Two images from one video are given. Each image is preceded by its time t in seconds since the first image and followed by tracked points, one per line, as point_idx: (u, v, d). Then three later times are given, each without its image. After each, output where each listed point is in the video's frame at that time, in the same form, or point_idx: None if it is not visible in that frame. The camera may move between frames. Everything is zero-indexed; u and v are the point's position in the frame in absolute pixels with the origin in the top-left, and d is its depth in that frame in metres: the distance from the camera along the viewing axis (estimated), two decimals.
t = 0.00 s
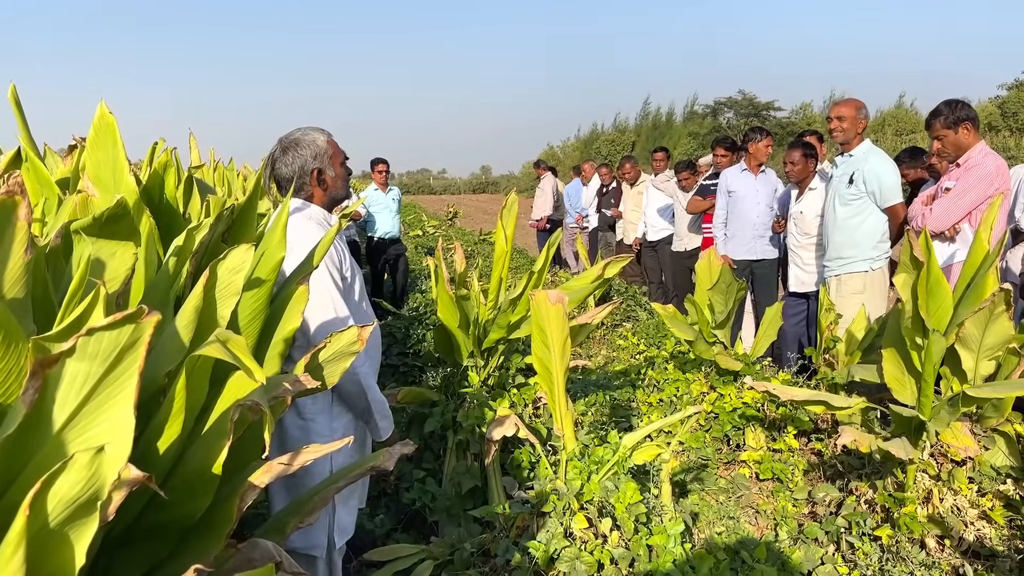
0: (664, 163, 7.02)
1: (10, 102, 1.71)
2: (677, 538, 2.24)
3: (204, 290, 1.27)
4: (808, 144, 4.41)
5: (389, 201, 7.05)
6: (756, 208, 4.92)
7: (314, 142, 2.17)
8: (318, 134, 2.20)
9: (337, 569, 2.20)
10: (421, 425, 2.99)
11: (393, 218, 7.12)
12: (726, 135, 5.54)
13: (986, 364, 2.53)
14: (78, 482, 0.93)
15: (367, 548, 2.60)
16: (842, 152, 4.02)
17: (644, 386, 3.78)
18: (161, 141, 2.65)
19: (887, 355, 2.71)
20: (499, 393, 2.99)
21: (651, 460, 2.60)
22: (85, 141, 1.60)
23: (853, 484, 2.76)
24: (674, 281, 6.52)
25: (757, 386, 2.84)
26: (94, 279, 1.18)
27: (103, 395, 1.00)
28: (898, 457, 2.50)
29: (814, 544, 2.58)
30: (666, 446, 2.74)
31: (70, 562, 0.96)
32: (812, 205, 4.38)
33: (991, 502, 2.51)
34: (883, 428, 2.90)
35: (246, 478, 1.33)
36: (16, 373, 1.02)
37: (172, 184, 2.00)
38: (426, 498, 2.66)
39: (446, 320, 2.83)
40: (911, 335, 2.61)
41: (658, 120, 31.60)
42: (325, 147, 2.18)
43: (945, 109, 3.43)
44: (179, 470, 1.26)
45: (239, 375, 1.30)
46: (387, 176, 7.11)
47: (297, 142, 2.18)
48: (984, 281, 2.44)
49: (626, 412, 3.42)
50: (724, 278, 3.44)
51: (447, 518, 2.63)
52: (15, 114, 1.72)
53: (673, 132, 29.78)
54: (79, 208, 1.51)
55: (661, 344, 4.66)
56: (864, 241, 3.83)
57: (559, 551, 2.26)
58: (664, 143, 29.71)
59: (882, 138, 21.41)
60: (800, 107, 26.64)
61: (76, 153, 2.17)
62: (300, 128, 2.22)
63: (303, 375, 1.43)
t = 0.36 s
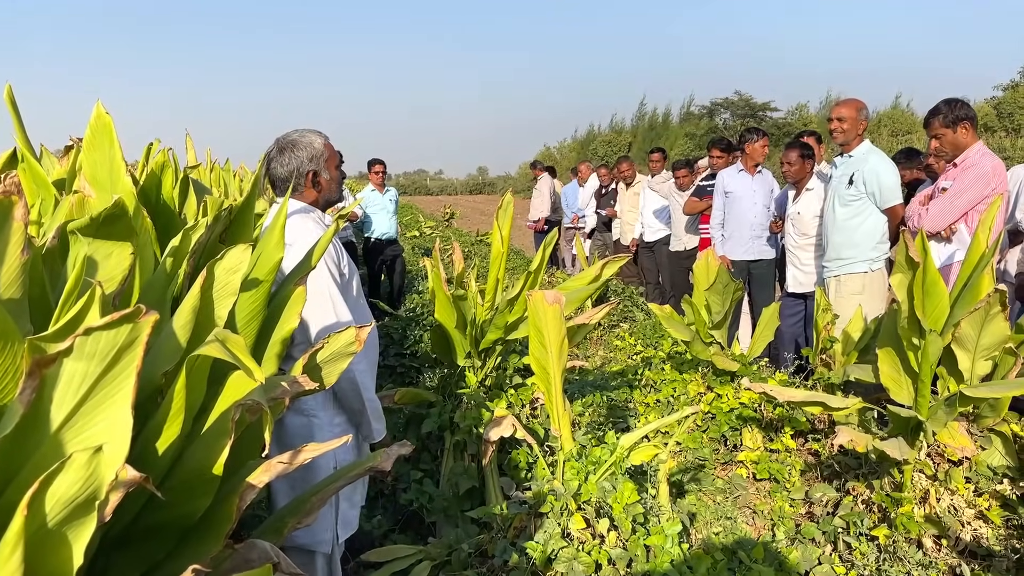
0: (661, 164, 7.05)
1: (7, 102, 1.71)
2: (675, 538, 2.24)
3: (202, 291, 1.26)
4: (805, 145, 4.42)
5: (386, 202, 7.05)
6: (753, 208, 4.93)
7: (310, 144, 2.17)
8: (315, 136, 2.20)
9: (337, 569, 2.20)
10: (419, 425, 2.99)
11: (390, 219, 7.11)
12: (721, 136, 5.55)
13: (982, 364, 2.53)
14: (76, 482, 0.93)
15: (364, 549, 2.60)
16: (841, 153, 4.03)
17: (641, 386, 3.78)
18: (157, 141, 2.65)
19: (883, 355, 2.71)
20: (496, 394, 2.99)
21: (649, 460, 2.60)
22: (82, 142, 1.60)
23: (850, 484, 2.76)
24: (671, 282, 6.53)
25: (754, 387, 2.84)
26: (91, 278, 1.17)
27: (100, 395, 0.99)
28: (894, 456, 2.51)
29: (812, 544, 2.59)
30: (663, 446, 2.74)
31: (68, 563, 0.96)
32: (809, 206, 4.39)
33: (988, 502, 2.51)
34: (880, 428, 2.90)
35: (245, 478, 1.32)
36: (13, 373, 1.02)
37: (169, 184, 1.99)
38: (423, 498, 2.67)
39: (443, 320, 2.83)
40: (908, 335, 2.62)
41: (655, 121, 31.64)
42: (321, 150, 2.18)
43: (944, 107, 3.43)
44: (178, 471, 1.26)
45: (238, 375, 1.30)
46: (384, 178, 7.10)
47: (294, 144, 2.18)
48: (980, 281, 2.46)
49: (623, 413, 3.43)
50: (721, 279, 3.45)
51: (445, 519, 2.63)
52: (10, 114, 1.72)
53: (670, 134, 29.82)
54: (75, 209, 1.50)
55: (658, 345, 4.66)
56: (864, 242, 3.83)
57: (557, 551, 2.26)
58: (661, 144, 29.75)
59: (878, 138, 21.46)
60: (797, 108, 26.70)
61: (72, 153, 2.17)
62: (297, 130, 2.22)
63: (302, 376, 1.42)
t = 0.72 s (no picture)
0: (657, 164, 7.08)
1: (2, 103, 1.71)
2: (671, 539, 2.24)
3: (196, 292, 1.27)
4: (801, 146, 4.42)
5: (382, 203, 7.04)
6: (750, 209, 4.94)
7: (304, 150, 2.17)
8: (310, 141, 2.19)
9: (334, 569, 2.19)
10: (415, 427, 2.98)
11: (386, 219, 7.10)
12: (717, 138, 5.56)
13: (978, 364, 2.53)
14: (68, 483, 0.93)
15: (360, 550, 2.60)
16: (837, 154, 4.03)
17: (638, 387, 3.78)
18: (153, 142, 2.65)
19: (879, 356, 2.68)
20: (492, 395, 2.99)
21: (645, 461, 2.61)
22: (77, 143, 1.60)
23: (845, 484, 2.76)
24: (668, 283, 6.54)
25: (749, 387, 2.84)
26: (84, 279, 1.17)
27: (93, 396, 0.99)
28: (889, 456, 2.52)
29: (807, 544, 2.59)
30: (659, 447, 2.74)
31: (61, 563, 0.96)
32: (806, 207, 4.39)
33: (983, 502, 2.52)
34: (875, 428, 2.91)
35: (239, 479, 1.32)
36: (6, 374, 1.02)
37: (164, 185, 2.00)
38: (420, 499, 2.68)
39: (438, 322, 2.83)
40: (903, 335, 2.63)
41: (652, 122, 31.66)
42: (315, 156, 2.17)
43: (939, 108, 3.44)
44: (172, 471, 1.26)
45: (231, 376, 1.30)
46: (381, 179, 7.10)
47: (288, 149, 2.17)
48: (975, 282, 2.47)
49: (620, 414, 3.43)
50: (717, 280, 3.45)
51: (441, 520, 2.63)
52: (5, 114, 1.72)
53: (667, 135, 29.86)
54: (70, 210, 1.50)
55: (655, 345, 4.67)
56: (863, 243, 3.84)
57: (553, 552, 2.27)
58: (658, 145, 29.79)
59: (874, 139, 21.51)
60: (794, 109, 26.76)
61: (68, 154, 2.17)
62: (293, 133, 2.21)
63: (297, 376, 1.42)
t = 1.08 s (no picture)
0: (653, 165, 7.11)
1: None
2: (667, 539, 2.24)
3: (191, 293, 1.27)
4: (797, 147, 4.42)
5: (379, 204, 7.03)
6: (748, 210, 4.93)
7: (283, 150, 2.18)
8: (290, 140, 2.19)
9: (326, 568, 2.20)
10: (411, 427, 2.98)
11: (383, 220, 7.09)
12: (713, 139, 5.58)
13: (973, 364, 2.54)
14: (63, 484, 0.93)
15: (356, 551, 2.60)
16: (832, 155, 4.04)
17: (634, 387, 3.78)
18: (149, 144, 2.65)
19: (873, 356, 2.71)
20: (489, 395, 2.99)
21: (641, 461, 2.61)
22: (72, 144, 1.60)
23: (841, 484, 2.77)
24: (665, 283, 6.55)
25: (746, 388, 2.85)
26: (78, 281, 1.17)
27: (88, 397, 0.99)
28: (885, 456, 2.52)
29: (804, 544, 2.59)
30: (655, 448, 2.74)
31: (55, 565, 0.96)
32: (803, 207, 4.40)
33: (979, 502, 2.53)
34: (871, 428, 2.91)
35: (234, 481, 1.32)
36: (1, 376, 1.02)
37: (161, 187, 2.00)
38: (416, 500, 2.67)
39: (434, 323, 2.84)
40: (899, 335, 2.63)
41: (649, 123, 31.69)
42: (293, 156, 2.18)
43: (932, 109, 3.45)
44: (167, 473, 1.26)
45: (227, 377, 1.30)
46: (377, 180, 7.10)
47: (268, 149, 2.19)
48: (969, 283, 2.48)
49: (616, 415, 3.43)
50: (713, 280, 3.46)
51: (437, 521, 2.62)
52: (2, 116, 1.72)
53: (664, 136, 29.89)
54: (65, 210, 1.50)
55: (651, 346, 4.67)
56: (861, 244, 3.85)
57: (549, 552, 2.27)
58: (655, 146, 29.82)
59: (870, 140, 21.56)
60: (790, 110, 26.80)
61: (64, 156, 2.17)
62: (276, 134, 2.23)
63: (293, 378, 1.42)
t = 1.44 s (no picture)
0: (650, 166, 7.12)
1: None
2: (663, 540, 2.25)
3: (187, 295, 1.26)
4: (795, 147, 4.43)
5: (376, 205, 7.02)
6: (744, 211, 4.94)
7: (275, 151, 2.19)
8: (282, 142, 2.21)
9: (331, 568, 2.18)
10: (408, 428, 2.98)
11: (380, 220, 7.08)
12: (709, 140, 5.59)
13: (969, 364, 2.55)
14: (57, 486, 0.93)
15: (353, 553, 2.60)
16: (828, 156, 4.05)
17: (631, 388, 3.78)
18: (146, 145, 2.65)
19: (871, 356, 2.69)
20: (486, 396, 2.99)
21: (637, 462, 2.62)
22: (67, 146, 1.60)
23: (838, 484, 2.77)
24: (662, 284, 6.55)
25: (742, 388, 2.85)
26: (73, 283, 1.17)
27: (83, 399, 0.99)
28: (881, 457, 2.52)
29: (800, 545, 2.60)
30: (652, 448, 2.75)
31: (49, 568, 0.96)
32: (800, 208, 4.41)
33: (974, 502, 2.53)
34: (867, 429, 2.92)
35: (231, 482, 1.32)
36: None
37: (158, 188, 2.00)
38: (413, 502, 2.67)
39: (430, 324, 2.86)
40: (896, 335, 2.64)
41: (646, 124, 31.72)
42: (286, 157, 2.19)
43: (926, 109, 3.47)
44: (163, 474, 1.25)
45: (223, 378, 1.29)
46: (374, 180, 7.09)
47: (261, 151, 2.20)
48: (965, 283, 2.47)
49: (613, 415, 3.43)
50: (710, 281, 3.46)
51: (434, 522, 2.62)
52: None
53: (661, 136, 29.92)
54: (61, 212, 1.50)
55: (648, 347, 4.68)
56: (856, 245, 3.86)
57: (546, 553, 2.27)
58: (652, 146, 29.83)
59: (866, 142, 21.61)
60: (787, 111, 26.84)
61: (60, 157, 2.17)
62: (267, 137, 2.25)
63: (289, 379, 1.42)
